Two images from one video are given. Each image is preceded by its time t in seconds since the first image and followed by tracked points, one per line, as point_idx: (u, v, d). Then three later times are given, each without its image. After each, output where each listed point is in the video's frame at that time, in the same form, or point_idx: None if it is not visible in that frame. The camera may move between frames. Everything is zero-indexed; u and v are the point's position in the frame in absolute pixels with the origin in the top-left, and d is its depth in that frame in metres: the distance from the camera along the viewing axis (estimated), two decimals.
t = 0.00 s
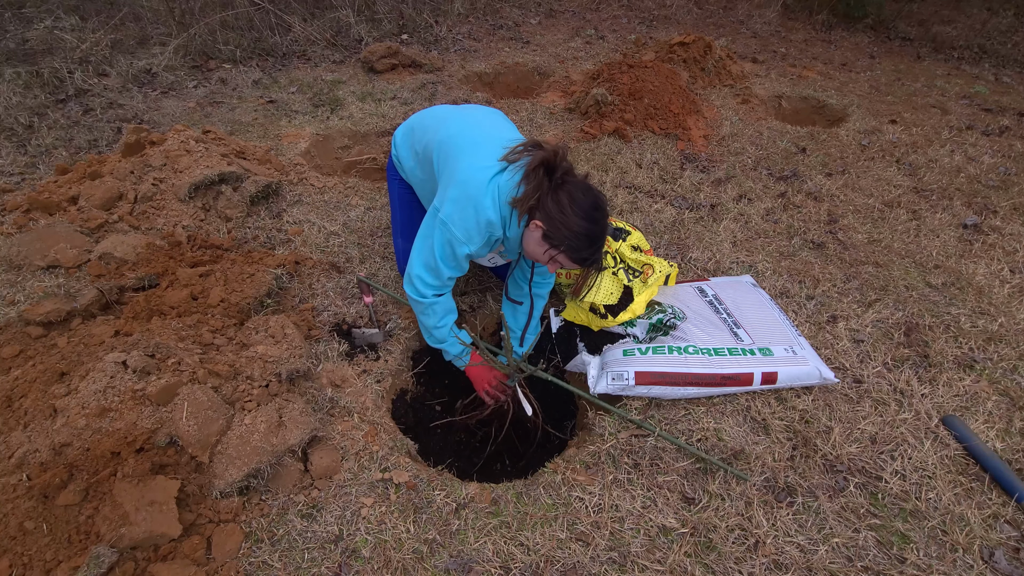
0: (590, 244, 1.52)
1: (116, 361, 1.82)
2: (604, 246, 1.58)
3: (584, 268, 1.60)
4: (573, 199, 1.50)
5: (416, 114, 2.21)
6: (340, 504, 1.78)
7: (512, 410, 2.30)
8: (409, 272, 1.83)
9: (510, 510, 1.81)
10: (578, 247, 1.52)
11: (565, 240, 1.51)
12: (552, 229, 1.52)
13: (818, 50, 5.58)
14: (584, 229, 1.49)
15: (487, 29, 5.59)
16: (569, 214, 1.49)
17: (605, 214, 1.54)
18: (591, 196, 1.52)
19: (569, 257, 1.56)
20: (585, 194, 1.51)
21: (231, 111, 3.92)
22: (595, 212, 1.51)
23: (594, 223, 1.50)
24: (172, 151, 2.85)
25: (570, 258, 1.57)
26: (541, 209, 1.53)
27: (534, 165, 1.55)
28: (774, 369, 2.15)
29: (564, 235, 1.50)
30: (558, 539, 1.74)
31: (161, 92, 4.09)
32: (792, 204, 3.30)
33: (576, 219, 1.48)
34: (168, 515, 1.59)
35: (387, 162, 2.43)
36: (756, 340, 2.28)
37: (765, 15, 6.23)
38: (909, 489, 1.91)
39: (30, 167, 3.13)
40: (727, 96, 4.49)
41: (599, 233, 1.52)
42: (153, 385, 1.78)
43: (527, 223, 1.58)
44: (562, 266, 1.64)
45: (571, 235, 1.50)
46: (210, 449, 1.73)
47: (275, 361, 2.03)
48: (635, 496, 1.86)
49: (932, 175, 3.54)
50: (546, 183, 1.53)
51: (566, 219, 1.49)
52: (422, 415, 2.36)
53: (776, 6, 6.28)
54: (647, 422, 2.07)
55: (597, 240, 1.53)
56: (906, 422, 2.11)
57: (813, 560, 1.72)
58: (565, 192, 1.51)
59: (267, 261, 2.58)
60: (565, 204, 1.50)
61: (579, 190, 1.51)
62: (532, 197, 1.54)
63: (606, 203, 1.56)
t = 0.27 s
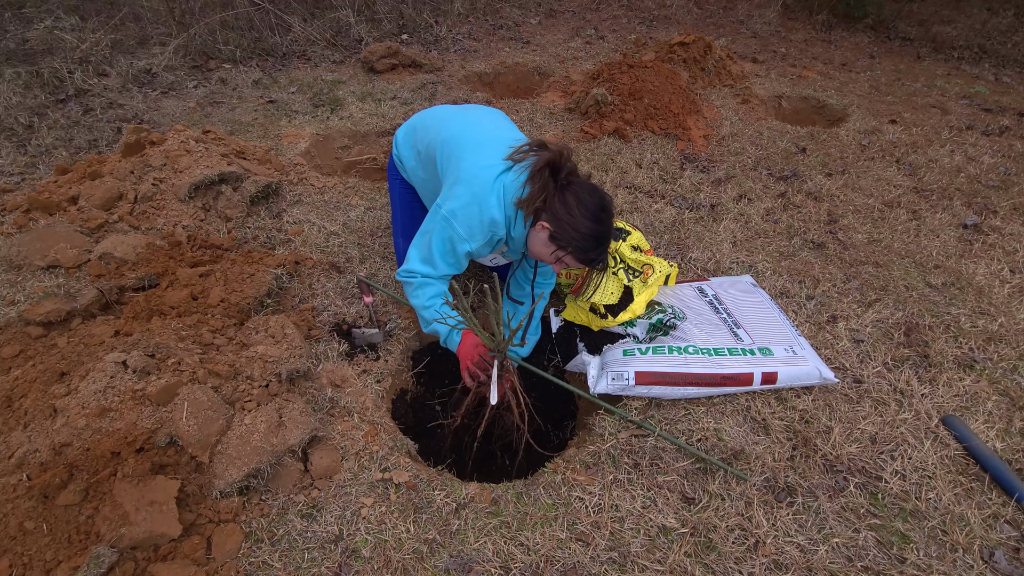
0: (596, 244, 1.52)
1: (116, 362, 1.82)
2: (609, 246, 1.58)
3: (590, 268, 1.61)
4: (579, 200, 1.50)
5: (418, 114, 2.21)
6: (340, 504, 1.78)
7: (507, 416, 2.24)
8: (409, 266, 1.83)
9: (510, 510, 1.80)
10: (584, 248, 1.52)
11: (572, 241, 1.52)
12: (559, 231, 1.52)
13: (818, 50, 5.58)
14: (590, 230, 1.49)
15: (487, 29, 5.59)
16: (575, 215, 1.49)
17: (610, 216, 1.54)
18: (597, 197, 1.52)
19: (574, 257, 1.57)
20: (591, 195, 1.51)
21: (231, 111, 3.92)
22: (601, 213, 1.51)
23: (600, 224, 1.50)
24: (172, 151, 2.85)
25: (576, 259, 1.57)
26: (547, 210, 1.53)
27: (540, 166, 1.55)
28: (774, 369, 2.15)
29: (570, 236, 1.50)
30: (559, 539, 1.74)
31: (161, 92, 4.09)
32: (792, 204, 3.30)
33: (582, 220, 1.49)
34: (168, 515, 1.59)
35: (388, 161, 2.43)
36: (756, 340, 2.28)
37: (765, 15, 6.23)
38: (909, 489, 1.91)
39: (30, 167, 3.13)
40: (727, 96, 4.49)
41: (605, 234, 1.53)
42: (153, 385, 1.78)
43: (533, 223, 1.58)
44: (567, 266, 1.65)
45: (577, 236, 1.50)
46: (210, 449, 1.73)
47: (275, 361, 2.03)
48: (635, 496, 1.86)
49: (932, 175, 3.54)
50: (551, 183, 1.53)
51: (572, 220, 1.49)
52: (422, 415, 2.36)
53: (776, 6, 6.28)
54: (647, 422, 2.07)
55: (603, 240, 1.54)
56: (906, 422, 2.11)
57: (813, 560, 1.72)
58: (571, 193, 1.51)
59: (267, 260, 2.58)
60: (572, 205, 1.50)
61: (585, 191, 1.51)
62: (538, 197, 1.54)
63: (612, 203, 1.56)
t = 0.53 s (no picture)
0: (594, 244, 1.53)
1: (116, 361, 1.82)
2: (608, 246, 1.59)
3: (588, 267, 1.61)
4: (578, 200, 1.50)
5: (418, 114, 2.21)
6: (340, 504, 1.78)
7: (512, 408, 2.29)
8: (413, 270, 1.83)
9: (510, 510, 1.81)
10: (582, 247, 1.52)
11: (570, 241, 1.52)
12: (558, 230, 1.52)
13: (818, 50, 5.58)
14: (589, 230, 1.49)
15: (487, 29, 5.59)
16: (574, 215, 1.49)
17: (609, 215, 1.54)
18: (596, 197, 1.52)
19: (573, 257, 1.57)
20: (591, 195, 1.51)
21: (231, 111, 3.92)
22: (600, 213, 1.51)
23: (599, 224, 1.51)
24: (172, 151, 2.85)
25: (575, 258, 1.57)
26: (547, 209, 1.53)
27: (539, 166, 1.55)
28: (774, 369, 2.15)
29: (569, 235, 1.50)
30: (558, 539, 1.74)
31: (162, 92, 4.09)
32: (792, 204, 3.30)
33: (582, 220, 1.49)
34: (168, 515, 1.59)
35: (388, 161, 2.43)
36: (756, 340, 2.27)
37: (765, 15, 6.23)
38: (909, 489, 1.91)
39: (30, 167, 3.13)
40: (727, 96, 4.49)
41: (604, 234, 1.53)
42: (153, 385, 1.78)
43: (532, 223, 1.58)
44: (566, 266, 1.65)
45: (576, 236, 1.50)
46: (210, 449, 1.73)
47: (275, 361, 2.03)
48: (635, 496, 1.86)
49: (932, 175, 3.54)
50: (551, 183, 1.53)
51: (572, 220, 1.49)
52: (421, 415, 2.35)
53: (776, 6, 6.28)
54: (647, 422, 2.07)
55: (602, 240, 1.54)
56: (906, 422, 2.11)
57: (813, 560, 1.72)
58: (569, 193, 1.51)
59: (267, 261, 2.58)
60: (571, 205, 1.50)
61: (585, 190, 1.51)
62: (537, 197, 1.54)
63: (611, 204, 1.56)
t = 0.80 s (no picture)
0: (587, 247, 1.52)
1: (116, 362, 1.82)
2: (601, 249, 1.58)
3: (581, 270, 1.61)
4: (571, 202, 1.50)
5: (419, 114, 2.21)
6: (340, 504, 1.78)
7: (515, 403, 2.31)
8: (409, 270, 1.84)
9: (510, 509, 1.81)
10: (575, 250, 1.52)
11: (563, 243, 1.51)
12: (551, 232, 1.51)
13: (818, 50, 5.58)
14: (582, 232, 1.49)
15: (487, 29, 5.59)
16: (567, 217, 1.49)
17: (604, 218, 1.54)
18: (590, 199, 1.52)
19: (566, 259, 1.57)
20: (584, 197, 1.51)
21: (231, 111, 3.92)
22: (593, 216, 1.51)
23: (592, 227, 1.50)
24: (172, 152, 2.85)
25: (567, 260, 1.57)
26: (541, 211, 1.53)
27: (534, 167, 1.55)
28: (774, 369, 2.14)
29: (562, 237, 1.50)
30: (558, 539, 1.74)
31: (162, 92, 4.09)
32: (792, 204, 3.30)
33: (574, 222, 1.48)
34: (168, 515, 1.59)
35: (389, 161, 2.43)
36: (756, 340, 2.27)
37: (765, 15, 6.23)
38: (909, 489, 1.91)
39: (30, 167, 3.13)
40: (727, 96, 4.49)
41: (597, 236, 1.52)
42: (153, 385, 1.78)
43: (526, 225, 1.58)
44: (559, 268, 1.65)
45: (569, 238, 1.50)
46: (210, 449, 1.73)
47: (275, 361, 2.03)
48: (635, 496, 1.86)
49: (932, 175, 3.54)
50: (545, 185, 1.54)
51: (565, 222, 1.49)
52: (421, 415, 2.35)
53: (776, 6, 6.28)
54: (647, 422, 2.07)
55: (595, 243, 1.53)
56: (906, 422, 2.11)
57: (813, 560, 1.72)
58: (562, 195, 1.51)
59: (267, 260, 2.58)
60: (564, 207, 1.50)
61: (579, 193, 1.51)
62: (531, 199, 1.54)
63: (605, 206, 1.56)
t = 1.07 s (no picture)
0: (587, 247, 1.52)
1: (116, 362, 1.82)
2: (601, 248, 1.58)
3: (582, 270, 1.61)
4: (570, 202, 1.50)
5: (418, 115, 2.21)
6: (340, 504, 1.78)
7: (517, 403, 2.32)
8: (414, 273, 1.85)
9: (510, 509, 1.81)
10: (575, 250, 1.52)
11: (563, 244, 1.52)
12: (551, 234, 1.52)
13: (818, 49, 5.58)
14: (582, 233, 1.49)
15: (487, 29, 5.59)
16: (566, 218, 1.49)
17: (602, 218, 1.54)
18: (589, 199, 1.52)
19: (564, 260, 1.57)
20: (583, 197, 1.51)
21: (231, 111, 3.92)
22: (593, 216, 1.51)
23: (592, 228, 1.51)
24: (172, 152, 2.85)
25: (567, 261, 1.57)
26: (540, 213, 1.53)
27: (532, 169, 1.56)
28: (774, 369, 2.14)
29: (561, 238, 1.51)
30: (558, 539, 1.74)
31: (162, 92, 4.09)
32: (792, 204, 3.30)
33: (573, 223, 1.49)
34: (167, 515, 1.59)
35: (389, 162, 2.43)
36: (756, 340, 2.27)
37: (765, 15, 6.23)
38: (909, 489, 1.91)
39: (30, 167, 3.13)
40: (727, 96, 4.49)
41: (596, 236, 1.53)
42: (153, 385, 1.78)
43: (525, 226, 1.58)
44: (559, 268, 1.66)
45: (569, 239, 1.50)
46: (210, 449, 1.73)
47: (275, 361, 2.03)
48: (635, 496, 1.86)
49: (932, 175, 3.54)
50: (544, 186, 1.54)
51: (565, 223, 1.49)
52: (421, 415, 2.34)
53: (776, 5, 6.28)
54: (647, 422, 2.07)
55: (595, 244, 1.53)
56: (906, 422, 2.11)
57: (813, 560, 1.72)
58: (561, 195, 1.51)
59: (267, 260, 2.58)
60: (563, 208, 1.50)
61: (578, 194, 1.51)
62: (530, 201, 1.55)
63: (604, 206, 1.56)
